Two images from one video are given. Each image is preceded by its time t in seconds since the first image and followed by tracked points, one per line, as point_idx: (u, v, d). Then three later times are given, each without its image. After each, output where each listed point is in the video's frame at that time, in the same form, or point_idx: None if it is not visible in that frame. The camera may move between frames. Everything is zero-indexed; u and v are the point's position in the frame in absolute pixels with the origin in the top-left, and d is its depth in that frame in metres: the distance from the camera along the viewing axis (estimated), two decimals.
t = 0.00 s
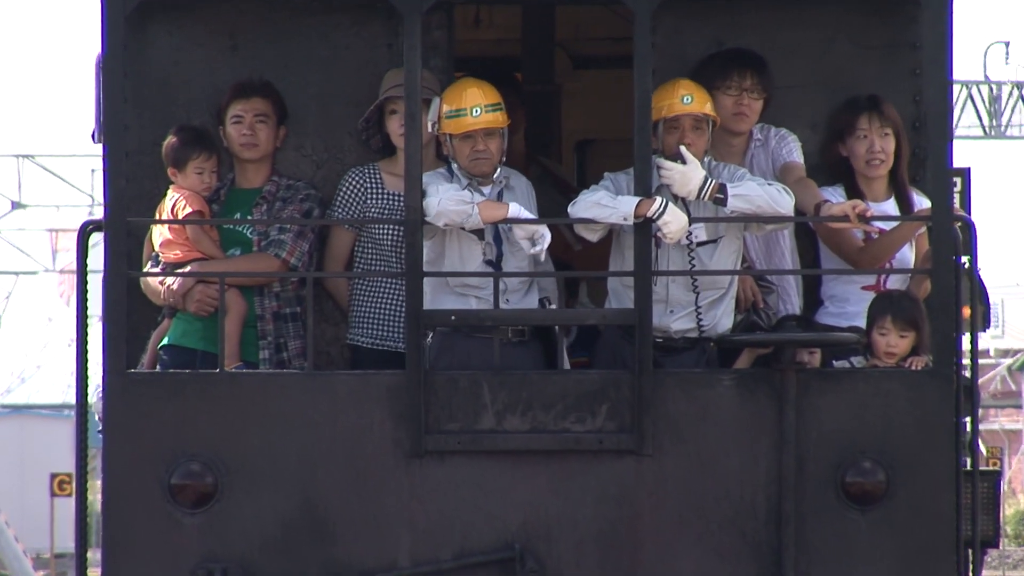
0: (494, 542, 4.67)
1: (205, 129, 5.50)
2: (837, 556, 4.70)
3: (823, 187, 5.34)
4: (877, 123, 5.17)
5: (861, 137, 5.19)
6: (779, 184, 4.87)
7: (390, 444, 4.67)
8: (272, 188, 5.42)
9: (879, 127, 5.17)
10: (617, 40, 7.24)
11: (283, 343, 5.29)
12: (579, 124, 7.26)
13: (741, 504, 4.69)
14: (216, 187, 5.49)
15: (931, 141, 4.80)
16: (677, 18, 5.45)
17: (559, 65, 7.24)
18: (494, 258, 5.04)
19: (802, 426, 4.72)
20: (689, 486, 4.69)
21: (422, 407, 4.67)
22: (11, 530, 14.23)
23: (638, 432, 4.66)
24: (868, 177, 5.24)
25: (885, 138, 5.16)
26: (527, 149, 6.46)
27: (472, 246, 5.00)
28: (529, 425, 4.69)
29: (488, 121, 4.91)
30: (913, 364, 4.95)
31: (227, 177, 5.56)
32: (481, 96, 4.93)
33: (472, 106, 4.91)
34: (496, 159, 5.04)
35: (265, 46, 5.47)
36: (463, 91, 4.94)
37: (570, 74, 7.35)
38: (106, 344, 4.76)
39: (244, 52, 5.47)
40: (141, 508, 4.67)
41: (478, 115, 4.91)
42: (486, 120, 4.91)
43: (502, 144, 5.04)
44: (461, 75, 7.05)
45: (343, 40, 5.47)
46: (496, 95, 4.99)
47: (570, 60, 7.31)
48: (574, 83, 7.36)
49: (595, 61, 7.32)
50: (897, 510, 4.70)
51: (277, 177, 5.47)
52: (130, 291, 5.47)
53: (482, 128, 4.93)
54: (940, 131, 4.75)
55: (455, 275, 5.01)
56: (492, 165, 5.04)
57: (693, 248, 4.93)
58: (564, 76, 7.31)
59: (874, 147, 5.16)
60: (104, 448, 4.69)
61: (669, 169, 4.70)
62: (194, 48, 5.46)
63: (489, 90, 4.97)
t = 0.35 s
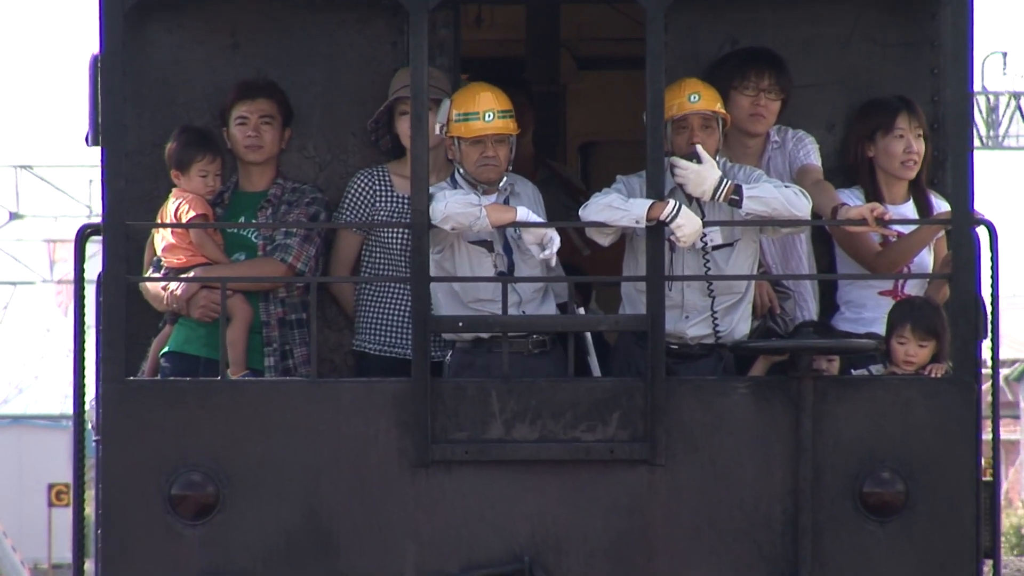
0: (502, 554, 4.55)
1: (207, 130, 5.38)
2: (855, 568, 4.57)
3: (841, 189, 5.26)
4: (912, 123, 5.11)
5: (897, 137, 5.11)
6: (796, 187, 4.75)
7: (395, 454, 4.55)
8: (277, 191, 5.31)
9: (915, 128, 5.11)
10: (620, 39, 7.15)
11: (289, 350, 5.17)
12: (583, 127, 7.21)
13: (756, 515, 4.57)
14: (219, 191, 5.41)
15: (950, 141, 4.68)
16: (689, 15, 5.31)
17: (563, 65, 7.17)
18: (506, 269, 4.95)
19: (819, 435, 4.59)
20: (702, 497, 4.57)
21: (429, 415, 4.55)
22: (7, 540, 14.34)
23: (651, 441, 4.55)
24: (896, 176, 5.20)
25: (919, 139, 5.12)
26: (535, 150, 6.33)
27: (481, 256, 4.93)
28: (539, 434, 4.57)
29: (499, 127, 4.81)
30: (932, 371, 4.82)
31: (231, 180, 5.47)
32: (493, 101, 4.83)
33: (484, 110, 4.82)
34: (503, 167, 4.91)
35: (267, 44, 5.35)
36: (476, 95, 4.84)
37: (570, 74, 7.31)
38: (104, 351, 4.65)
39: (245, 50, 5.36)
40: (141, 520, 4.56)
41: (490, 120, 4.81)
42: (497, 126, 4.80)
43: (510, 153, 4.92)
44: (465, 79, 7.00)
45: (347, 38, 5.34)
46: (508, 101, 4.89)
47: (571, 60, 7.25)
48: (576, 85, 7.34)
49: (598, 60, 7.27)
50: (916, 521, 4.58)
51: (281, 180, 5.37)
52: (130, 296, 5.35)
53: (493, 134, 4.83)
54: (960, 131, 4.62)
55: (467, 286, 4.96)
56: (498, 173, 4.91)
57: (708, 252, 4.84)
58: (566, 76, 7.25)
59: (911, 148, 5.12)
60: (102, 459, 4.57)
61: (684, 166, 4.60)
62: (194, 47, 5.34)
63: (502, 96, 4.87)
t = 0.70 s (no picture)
0: (507, 567, 4.43)
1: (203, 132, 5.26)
2: None
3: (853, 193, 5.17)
4: (939, 126, 5.03)
5: (925, 140, 5.00)
6: (808, 190, 4.65)
7: (397, 464, 4.43)
8: (274, 195, 5.19)
9: (942, 132, 5.03)
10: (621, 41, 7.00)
11: (286, 358, 5.05)
12: (584, 129, 7.02)
13: (768, 527, 4.44)
14: (215, 195, 5.30)
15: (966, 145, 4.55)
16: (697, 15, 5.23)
17: (563, 67, 7.02)
18: (506, 275, 4.80)
19: (832, 445, 4.47)
20: (712, 509, 4.44)
21: (432, 425, 4.42)
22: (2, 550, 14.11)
23: (659, 452, 4.42)
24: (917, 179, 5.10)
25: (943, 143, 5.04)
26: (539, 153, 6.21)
27: (481, 261, 4.79)
28: (545, 444, 4.45)
29: (499, 130, 4.68)
30: (950, 380, 4.76)
31: (228, 183, 5.36)
32: (493, 104, 4.70)
33: (484, 113, 4.68)
34: (504, 171, 4.78)
35: (264, 44, 5.22)
36: (476, 97, 4.70)
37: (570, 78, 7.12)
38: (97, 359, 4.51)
39: (242, 50, 5.22)
40: (136, 532, 4.43)
41: (490, 124, 4.67)
42: (498, 129, 4.67)
43: (511, 156, 4.79)
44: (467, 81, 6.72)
45: (346, 38, 5.22)
46: (510, 104, 4.76)
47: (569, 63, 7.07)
48: (575, 88, 7.15)
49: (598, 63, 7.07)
50: (932, 533, 4.46)
51: (279, 184, 5.25)
52: (124, 302, 5.22)
53: (494, 138, 4.69)
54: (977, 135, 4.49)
55: (466, 292, 4.80)
56: (499, 177, 4.78)
57: (716, 257, 4.72)
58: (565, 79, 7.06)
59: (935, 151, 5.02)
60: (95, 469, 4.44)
61: (693, 168, 4.50)
62: (190, 47, 5.21)
63: (502, 98, 4.74)
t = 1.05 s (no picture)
0: None
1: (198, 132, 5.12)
2: None
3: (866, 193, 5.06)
4: (964, 128, 4.92)
5: (948, 141, 4.89)
6: (821, 191, 4.53)
7: (399, 472, 4.30)
8: (270, 197, 5.06)
9: (966, 133, 4.92)
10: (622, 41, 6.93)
11: (283, 363, 4.93)
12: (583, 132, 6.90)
13: (780, 537, 4.33)
14: (209, 195, 5.11)
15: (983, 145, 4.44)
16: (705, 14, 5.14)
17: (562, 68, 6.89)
18: (510, 278, 4.70)
19: (845, 453, 4.36)
20: (722, 518, 4.33)
21: (434, 433, 4.30)
22: None
23: (668, 459, 4.30)
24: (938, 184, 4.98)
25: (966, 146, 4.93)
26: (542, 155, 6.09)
27: (484, 264, 4.67)
28: (551, 452, 4.33)
29: (505, 134, 4.57)
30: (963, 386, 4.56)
31: (222, 184, 5.16)
32: (500, 106, 4.58)
33: (489, 115, 4.57)
34: (510, 175, 4.67)
35: (261, 42, 5.10)
36: (482, 99, 4.58)
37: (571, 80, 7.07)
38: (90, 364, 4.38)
39: (239, 48, 5.10)
40: (129, 543, 4.30)
41: (496, 127, 4.56)
42: (504, 132, 4.56)
43: (517, 159, 4.67)
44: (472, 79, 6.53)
45: (346, 36, 5.10)
46: (516, 106, 4.64)
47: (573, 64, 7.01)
48: (577, 91, 7.07)
49: (597, 64, 7.03)
50: (947, 543, 4.34)
51: (276, 185, 5.10)
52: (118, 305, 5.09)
53: (499, 142, 4.58)
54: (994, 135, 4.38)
55: (470, 295, 4.68)
56: (505, 181, 4.66)
57: (726, 259, 4.60)
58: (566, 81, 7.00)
59: (958, 152, 4.90)
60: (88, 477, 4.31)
61: (704, 170, 4.38)
62: (186, 45, 5.08)
63: (509, 99, 4.62)
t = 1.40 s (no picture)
0: (515, 571, 4.47)
1: (211, 141, 5.28)
2: None
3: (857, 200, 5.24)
4: (955, 141, 5.10)
5: (940, 151, 5.07)
6: (813, 198, 4.70)
7: (407, 469, 4.47)
8: (281, 202, 5.21)
9: (957, 145, 5.09)
10: (617, 57, 7.00)
11: (295, 363, 5.09)
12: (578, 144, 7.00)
13: (774, 531, 4.49)
14: (222, 202, 5.29)
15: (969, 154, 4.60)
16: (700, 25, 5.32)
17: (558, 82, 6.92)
18: (514, 282, 4.86)
19: (837, 450, 4.53)
20: (718, 513, 4.49)
21: (441, 431, 4.47)
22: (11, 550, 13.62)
23: (666, 456, 4.47)
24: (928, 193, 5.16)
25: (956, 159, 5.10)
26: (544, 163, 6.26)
27: (488, 267, 4.85)
28: (553, 449, 4.49)
29: (509, 143, 4.74)
30: (950, 385, 4.73)
31: (235, 192, 5.34)
32: (503, 117, 4.76)
33: (494, 126, 4.75)
34: (513, 184, 4.84)
35: (273, 54, 5.26)
36: (486, 110, 4.77)
37: (566, 93, 7.12)
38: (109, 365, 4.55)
39: (251, 60, 5.26)
40: (148, 537, 4.46)
41: (500, 137, 4.74)
42: (507, 143, 4.73)
43: (520, 169, 4.85)
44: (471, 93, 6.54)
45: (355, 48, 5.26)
46: (519, 117, 4.82)
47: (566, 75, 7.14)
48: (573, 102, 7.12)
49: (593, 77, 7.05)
50: (935, 537, 4.51)
51: (286, 192, 5.26)
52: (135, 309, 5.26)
53: (503, 151, 4.75)
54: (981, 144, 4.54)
55: (475, 298, 4.87)
56: (508, 189, 4.83)
57: (722, 263, 4.77)
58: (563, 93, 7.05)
59: (948, 163, 5.08)
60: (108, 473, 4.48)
61: (700, 178, 4.55)
62: (200, 56, 5.25)
63: (512, 111, 4.80)
